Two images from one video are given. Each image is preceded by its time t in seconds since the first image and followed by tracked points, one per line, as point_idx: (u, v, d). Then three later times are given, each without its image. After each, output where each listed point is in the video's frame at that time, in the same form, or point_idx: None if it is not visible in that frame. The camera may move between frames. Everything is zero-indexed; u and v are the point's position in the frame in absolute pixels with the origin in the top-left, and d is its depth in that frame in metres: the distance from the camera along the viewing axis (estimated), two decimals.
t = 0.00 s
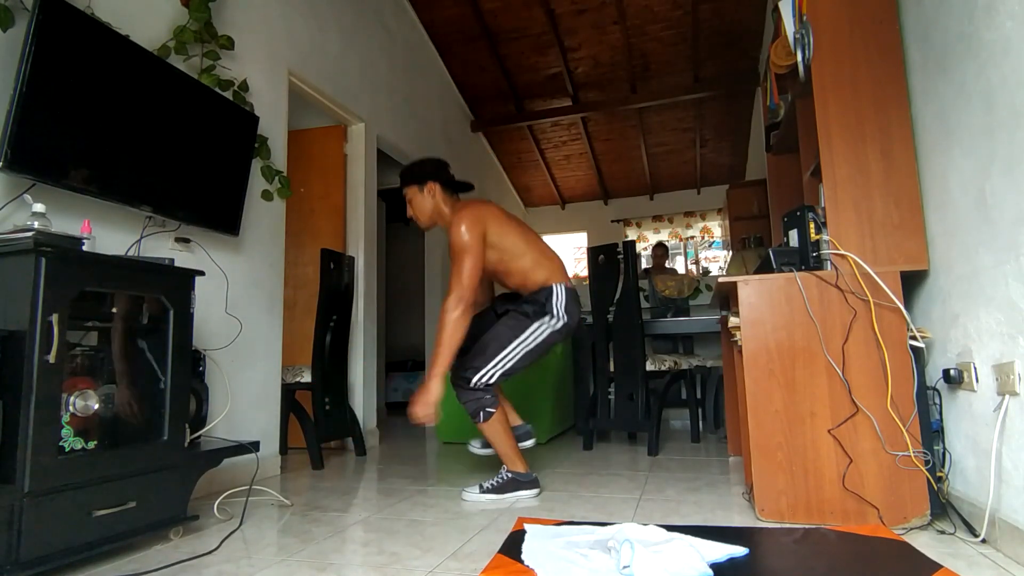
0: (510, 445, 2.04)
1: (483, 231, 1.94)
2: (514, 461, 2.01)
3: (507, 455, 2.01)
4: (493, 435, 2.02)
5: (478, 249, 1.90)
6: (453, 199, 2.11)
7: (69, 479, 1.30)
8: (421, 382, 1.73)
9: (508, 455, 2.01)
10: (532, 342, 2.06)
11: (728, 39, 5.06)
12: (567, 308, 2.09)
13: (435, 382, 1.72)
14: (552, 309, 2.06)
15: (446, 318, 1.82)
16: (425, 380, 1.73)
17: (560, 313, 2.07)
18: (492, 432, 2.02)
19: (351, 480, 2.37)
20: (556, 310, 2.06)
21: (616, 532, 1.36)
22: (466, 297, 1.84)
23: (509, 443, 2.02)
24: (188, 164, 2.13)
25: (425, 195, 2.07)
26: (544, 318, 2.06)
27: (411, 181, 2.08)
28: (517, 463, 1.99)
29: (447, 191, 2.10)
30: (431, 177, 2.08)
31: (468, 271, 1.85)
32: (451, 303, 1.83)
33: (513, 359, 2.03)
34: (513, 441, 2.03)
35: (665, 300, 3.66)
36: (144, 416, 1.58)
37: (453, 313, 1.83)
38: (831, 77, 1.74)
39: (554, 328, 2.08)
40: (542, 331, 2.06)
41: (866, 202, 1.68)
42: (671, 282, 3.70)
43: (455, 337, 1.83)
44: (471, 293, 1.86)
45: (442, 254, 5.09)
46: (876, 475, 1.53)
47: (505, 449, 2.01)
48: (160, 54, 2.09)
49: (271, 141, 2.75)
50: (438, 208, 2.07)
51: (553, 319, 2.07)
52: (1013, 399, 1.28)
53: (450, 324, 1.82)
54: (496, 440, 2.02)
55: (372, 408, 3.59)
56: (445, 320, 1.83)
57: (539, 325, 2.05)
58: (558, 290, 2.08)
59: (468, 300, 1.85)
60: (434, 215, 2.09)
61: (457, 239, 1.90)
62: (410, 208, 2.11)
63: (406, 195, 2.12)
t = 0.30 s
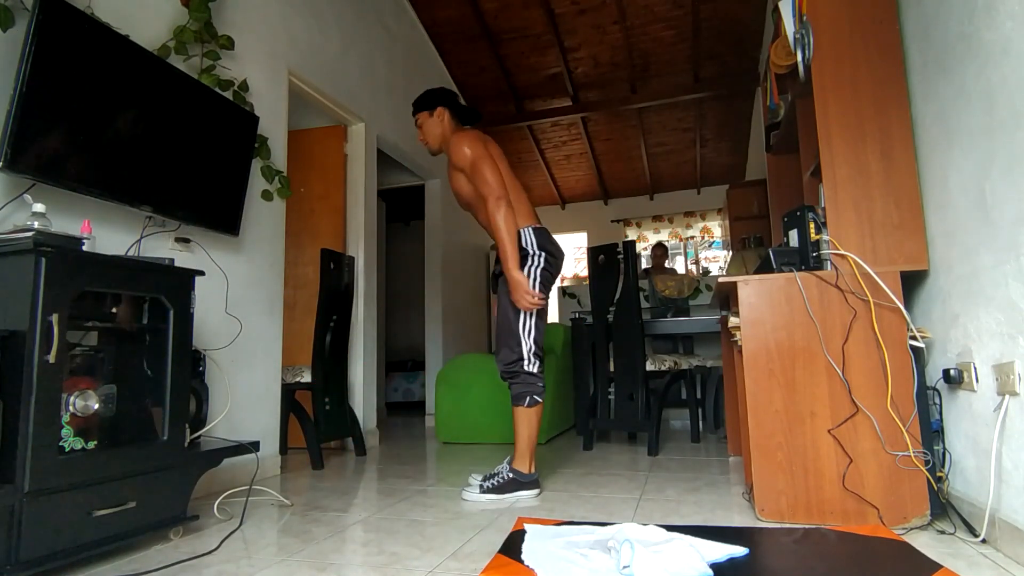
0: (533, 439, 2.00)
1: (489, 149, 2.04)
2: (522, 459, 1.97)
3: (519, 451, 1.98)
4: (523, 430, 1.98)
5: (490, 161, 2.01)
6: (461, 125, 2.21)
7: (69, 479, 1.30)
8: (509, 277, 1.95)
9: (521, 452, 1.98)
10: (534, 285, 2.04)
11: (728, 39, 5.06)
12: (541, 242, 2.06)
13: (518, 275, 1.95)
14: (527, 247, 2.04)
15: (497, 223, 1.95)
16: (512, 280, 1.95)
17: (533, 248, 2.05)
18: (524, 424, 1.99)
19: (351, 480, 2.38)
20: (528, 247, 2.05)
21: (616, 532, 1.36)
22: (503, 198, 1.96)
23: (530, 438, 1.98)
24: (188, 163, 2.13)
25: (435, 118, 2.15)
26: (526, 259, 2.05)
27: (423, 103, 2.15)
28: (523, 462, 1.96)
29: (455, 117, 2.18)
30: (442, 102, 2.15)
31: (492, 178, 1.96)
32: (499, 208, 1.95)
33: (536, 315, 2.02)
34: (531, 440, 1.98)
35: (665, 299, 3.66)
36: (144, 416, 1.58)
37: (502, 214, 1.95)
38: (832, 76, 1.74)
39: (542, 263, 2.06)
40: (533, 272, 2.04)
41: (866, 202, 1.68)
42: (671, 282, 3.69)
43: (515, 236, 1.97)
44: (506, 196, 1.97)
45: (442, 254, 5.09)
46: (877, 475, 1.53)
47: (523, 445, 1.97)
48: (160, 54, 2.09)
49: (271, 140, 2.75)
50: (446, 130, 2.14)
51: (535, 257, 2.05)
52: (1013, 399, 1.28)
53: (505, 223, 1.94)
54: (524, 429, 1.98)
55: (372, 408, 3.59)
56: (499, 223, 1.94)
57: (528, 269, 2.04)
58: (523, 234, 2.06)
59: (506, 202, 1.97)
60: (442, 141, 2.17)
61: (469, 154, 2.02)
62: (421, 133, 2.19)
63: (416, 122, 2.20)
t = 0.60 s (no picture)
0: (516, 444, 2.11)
1: (472, 216, 2.09)
2: (515, 457, 2.07)
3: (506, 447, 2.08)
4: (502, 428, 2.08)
5: (461, 236, 2.06)
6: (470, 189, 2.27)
7: (70, 479, 1.30)
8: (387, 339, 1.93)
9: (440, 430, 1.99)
10: (527, 314, 2.01)
11: (728, 39, 5.06)
12: (560, 283, 2.07)
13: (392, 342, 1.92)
14: (544, 278, 2.04)
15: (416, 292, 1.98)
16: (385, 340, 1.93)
17: (551, 283, 2.04)
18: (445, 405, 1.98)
19: (351, 480, 2.38)
20: (545, 280, 2.04)
21: (616, 532, 1.36)
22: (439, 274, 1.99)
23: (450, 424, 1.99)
24: (188, 164, 2.13)
25: (445, 181, 2.24)
26: (536, 285, 2.03)
27: (431, 168, 2.26)
28: (443, 444, 2.00)
29: (465, 179, 2.27)
30: (450, 166, 2.25)
31: (446, 250, 2.00)
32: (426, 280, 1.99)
33: (500, 330, 1.99)
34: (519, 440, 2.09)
35: (665, 299, 3.66)
36: (145, 416, 1.58)
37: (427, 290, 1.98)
38: (832, 77, 1.74)
39: (547, 301, 2.04)
40: (536, 300, 2.02)
41: (867, 203, 1.68)
42: (671, 282, 3.69)
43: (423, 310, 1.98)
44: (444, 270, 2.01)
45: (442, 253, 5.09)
46: (876, 474, 1.53)
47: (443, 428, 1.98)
48: (160, 54, 2.09)
49: (271, 141, 2.76)
50: (453, 191, 2.23)
51: (544, 290, 2.03)
52: (1012, 399, 1.28)
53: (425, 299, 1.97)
54: (444, 412, 1.98)
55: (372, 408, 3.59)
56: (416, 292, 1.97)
57: (531, 295, 2.02)
58: (546, 267, 2.06)
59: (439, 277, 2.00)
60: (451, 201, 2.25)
61: (453, 219, 2.08)
62: (430, 194, 2.29)
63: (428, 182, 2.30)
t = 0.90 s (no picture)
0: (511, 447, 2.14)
1: (479, 310, 2.01)
2: (512, 458, 2.09)
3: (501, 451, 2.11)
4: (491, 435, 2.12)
5: (459, 323, 1.97)
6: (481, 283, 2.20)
7: (70, 479, 1.30)
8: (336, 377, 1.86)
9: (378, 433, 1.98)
10: (529, 391, 2.03)
11: (728, 39, 5.06)
12: (575, 375, 2.06)
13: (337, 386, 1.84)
14: (562, 366, 2.03)
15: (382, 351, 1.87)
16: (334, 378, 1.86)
17: (566, 371, 2.03)
18: (397, 418, 1.99)
19: (351, 480, 2.38)
20: (560, 367, 2.04)
21: (616, 532, 1.36)
22: (411, 342, 1.89)
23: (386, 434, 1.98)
24: (188, 164, 2.13)
25: (455, 281, 2.16)
26: (550, 368, 2.03)
27: (441, 267, 2.16)
28: (366, 445, 1.97)
29: (477, 278, 2.20)
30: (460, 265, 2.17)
31: (434, 333, 1.91)
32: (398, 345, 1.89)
33: (500, 393, 2.03)
34: (512, 443, 2.13)
35: (665, 299, 3.66)
36: (145, 417, 1.58)
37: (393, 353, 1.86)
38: (832, 77, 1.74)
39: (555, 387, 2.03)
40: (542, 381, 2.02)
41: (867, 203, 1.68)
42: (671, 282, 3.70)
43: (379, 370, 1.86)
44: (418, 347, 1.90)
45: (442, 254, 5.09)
46: (876, 474, 1.53)
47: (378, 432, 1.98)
48: (160, 54, 2.09)
49: (271, 141, 2.76)
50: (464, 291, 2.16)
51: (555, 378, 2.03)
52: (1012, 399, 1.28)
53: (385, 361, 1.85)
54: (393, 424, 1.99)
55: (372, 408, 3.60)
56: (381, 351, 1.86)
57: (542, 375, 2.03)
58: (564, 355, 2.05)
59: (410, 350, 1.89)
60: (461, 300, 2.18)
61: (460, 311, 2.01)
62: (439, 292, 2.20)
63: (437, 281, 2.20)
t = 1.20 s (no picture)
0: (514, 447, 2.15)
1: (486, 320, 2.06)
2: (514, 457, 2.11)
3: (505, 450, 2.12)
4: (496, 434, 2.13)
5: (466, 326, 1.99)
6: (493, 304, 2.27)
7: (70, 478, 1.30)
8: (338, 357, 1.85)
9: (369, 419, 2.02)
10: (523, 407, 2.00)
11: (728, 39, 5.06)
12: (573, 399, 2.03)
13: (339, 365, 1.84)
14: (560, 386, 2.01)
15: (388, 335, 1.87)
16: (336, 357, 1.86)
17: (565, 393, 2.01)
18: (392, 410, 2.03)
19: (351, 480, 2.38)
20: (559, 388, 2.01)
21: (616, 532, 1.36)
22: (418, 329, 1.88)
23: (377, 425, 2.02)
24: (188, 164, 2.13)
25: (466, 299, 2.24)
26: (547, 387, 2.01)
27: (456, 284, 2.26)
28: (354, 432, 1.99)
29: (487, 298, 2.27)
30: (474, 286, 2.26)
31: (443, 329, 1.90)
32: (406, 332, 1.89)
33: (495, 403, 2.01)
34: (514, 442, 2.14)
35: (665, 299, 3.66)
36: (145, 417, 1.58)
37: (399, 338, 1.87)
38: (832, 77, 1.74)
39: (550, 406, 2.00)
40: (536, 399, 2.00)
41: (867, 203, 1.68)
42: (671, 282, 3.69)
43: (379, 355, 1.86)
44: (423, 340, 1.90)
45: (442, 254, 5.09)
46: (876, 474, 1.53)
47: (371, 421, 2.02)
48: (160, 54, 2.09)
49: (271, 140, 2.76)
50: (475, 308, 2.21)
51: (553, 397, 2.01)
52: (1013, 399, 1.28)
53: (388, 346, 1.85)
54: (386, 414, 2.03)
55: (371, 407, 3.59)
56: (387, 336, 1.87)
57: (541, 392, 2.01)
58: (564, 376, 2.03)
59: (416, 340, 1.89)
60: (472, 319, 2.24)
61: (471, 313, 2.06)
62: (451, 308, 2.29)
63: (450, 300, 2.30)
